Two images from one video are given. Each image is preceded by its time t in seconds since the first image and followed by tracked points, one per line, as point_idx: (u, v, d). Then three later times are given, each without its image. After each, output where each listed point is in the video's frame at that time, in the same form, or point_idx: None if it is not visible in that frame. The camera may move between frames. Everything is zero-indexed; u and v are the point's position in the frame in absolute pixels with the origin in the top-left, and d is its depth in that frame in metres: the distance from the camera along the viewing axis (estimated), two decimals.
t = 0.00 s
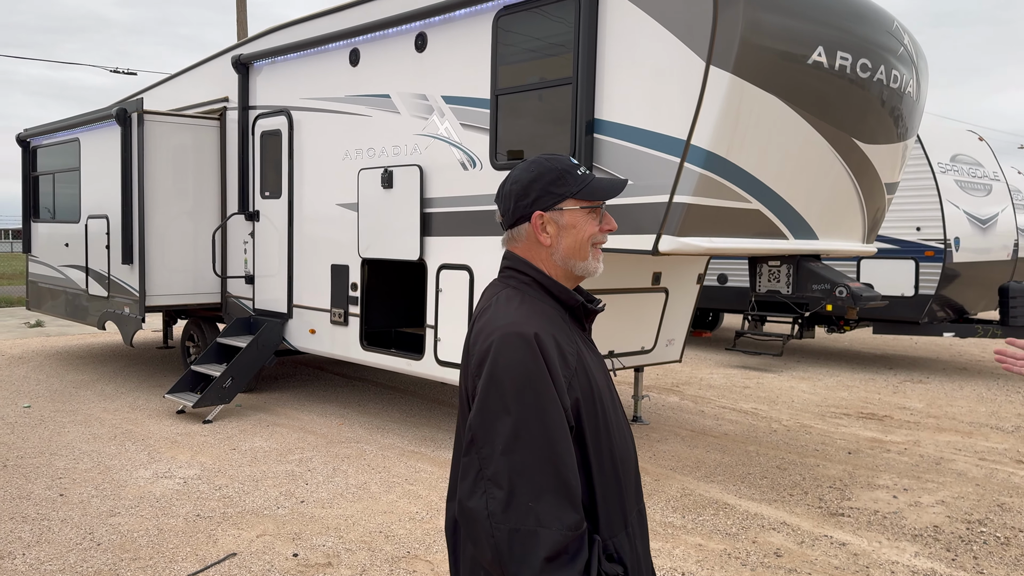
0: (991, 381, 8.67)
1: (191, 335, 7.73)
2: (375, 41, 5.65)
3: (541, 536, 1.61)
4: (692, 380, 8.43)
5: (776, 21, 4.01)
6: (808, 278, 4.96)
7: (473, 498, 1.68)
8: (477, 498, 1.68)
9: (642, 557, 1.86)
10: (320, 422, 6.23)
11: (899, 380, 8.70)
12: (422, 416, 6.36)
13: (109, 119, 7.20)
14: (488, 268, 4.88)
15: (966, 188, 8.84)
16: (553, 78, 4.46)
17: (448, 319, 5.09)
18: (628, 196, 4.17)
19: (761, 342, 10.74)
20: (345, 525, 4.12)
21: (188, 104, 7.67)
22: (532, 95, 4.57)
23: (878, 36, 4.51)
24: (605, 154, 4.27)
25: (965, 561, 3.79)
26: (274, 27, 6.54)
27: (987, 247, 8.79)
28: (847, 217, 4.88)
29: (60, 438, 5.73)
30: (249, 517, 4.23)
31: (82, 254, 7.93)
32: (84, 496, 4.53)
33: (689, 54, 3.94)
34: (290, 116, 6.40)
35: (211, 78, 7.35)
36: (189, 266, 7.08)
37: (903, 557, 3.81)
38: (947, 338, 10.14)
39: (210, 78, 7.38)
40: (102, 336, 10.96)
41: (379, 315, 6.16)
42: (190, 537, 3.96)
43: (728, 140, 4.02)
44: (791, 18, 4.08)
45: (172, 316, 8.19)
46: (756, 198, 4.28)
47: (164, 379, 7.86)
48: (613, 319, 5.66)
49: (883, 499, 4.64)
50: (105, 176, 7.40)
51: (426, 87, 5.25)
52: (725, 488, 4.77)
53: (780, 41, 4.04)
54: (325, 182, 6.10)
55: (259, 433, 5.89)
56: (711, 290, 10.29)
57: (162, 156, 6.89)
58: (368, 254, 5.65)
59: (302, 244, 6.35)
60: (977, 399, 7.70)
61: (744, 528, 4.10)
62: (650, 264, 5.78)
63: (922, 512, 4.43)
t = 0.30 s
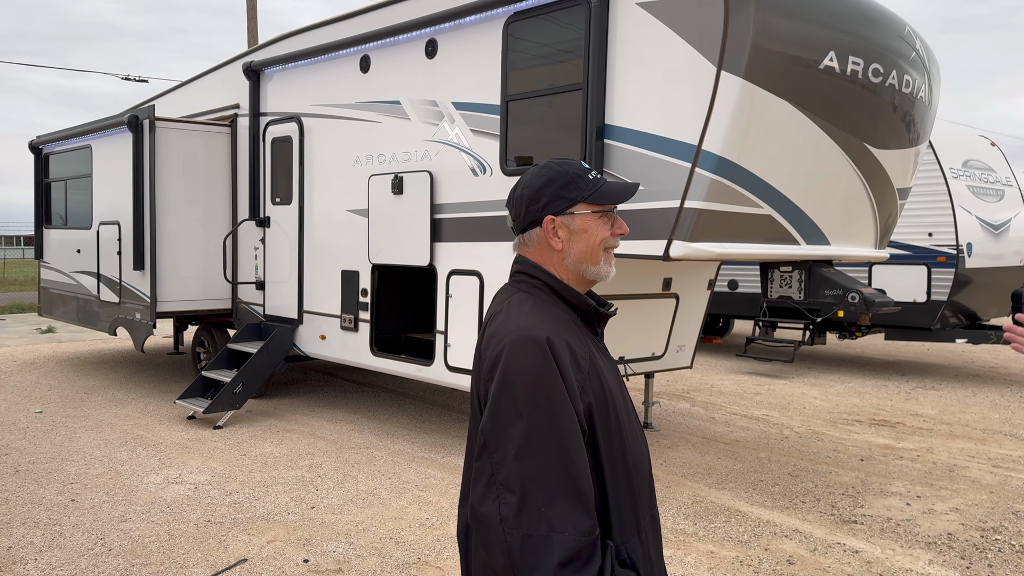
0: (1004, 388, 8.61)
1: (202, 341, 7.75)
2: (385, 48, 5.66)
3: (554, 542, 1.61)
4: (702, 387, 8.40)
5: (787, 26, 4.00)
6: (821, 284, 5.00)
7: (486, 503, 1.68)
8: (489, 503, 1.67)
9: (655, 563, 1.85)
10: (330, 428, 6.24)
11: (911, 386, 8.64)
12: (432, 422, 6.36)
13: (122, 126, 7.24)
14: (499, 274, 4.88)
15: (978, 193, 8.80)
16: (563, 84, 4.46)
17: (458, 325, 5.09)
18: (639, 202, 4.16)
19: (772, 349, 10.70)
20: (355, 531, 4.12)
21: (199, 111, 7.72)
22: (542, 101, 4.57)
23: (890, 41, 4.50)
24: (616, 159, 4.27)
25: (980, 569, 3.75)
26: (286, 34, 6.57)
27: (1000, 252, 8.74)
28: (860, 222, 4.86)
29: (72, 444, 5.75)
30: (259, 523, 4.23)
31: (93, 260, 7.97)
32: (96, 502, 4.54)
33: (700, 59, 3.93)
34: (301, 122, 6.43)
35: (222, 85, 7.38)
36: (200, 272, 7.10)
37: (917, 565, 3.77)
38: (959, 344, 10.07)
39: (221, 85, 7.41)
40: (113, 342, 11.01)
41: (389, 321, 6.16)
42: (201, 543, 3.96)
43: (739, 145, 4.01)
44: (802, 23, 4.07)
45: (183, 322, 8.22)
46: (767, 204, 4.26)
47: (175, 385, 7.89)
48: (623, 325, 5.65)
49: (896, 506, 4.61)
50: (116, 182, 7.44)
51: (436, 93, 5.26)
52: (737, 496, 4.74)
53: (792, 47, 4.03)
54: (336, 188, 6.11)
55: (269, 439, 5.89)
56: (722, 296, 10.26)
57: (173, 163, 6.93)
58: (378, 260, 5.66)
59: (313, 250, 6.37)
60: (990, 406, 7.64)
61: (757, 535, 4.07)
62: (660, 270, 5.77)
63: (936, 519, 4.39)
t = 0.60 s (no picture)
0: (1012, 393, 8.57)
1: (208, 345, 7.77)
2: (391, 53, 5.67)
3: (564, 548, 1.60)
4: (709, 391, 8.38)
5: (794, 30, 3.99)
6: (828, 288, 4.93)
7: (494, 509, 1.67)
8: (498, 509, 1.67)
9: (665, 569, 1.84)
10: (336, 432, 6.23)
11: (918, 391, 8.61)
12: (438, 427, 6.35)
13: (128, 131, 7.26)
14: (505, 278, 4.88)
15: (985, 197, 8.78)
16: (569, 89, 4.46)
17: (464, 330, 5.09)
18: (645, 206, 4.16)
19: (778, 353, 10.67)
20: (361, 536, 4.11)
21: (206, 116, 7.74)
22: (548, 105, 4.57)
23: (897, 45, 4.49)
24: (622, 164, 4.27)
25: None
26: (292, 39, 6.59)
27: (1007, 257, 8.71)
28: (866, 227, 4.84)
29: (78, 448, 5.76)
30: (266, 527, 4.23)
31: (100, 265, 7.99)
32: (102, 507, 4.55)
33: (706, 64, 3.93)
34: (307, 127, 6.44)
35: (229, 90, 7.41)
36: (206, 277, 7.11)
37: (925, 571, 3.75)
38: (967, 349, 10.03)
39: (227, 90, 7.44)
40: (120, 347, 11.04)
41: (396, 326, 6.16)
42: (207, 548, 3.96)
43: (746, 149, 4.00)
44: (809, 27, 4.07)
45: (189, 326, 8.23)
46: (774, 208, 4.25)
47: (181, 389, 7.90)
48: (629, 330, 5.64)
49: (904, 512, 4.58)
50: (123, 187, 7.46)
51: (442, 98, 5.26)
52: (744, 501, 4.73)
53: (798, 51, 4.03)
54: (342, 192, 6.12)
55: (275, 444, 5.90)
56: (728, 301, 10.24)
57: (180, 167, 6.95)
58: (384, 264, 5.66)
59: (318, 255, 6.38)
60: (998, 411, 7.60)
61: (764, 541, 4.05)
62: (667, 274, 5.76)
63: (944, 525, 4.37)
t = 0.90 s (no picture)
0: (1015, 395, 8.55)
1: (209, 347, 7.76)
2: (393, 55, 5.67)
3: (565, 552, 1.59)
4: (710, 394, 8.38)
5: (796, 32, 3.99)
6: (830, 290, 4.93)
7: (495, 513, 1.67)
8: (499, 513, 1.66)
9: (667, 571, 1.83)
10: (337, 435, 6.22)
11: (920, 393, 8.60)
12: (440, 429, 6.34)
13: (130, 134, 7.27)
14: (506, 280, 4.87)
15: (987, 200, 8.77)
16: (571, 90, 4.45)
17: (465, 332, 5.08)
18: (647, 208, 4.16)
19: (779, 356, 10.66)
20: (363, 539, 4.10)
21: (208, 118, 7.75)
22: (549, 107, 4.57)
23: (899, 47, 4.49)
24: (623, 165, 4.26)
25: None
26: (293, 41, 6.59)
27: (1009, 259, 8.70)
28: (868, 229, 4.83)
29: (79, 450, 5.76)
30: (266, 530, 4.22)
31: (101, 267, 7.99)
32: (103, 509, 4.54)
33: (708, 66, 3.93)
34: (309, 129, 6.44)
35: (230, 92, 7.41)
36: (207, 279, 7.11)
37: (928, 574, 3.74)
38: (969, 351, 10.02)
39: (229, 92, 7.44)
40: (121, 349, 11.04)
41: (397, 328, 6.15)
42: (208, 550, 3.95)
43: (748, 150, 3.99)
44: (811, 29, 4.07)
45: (191, 329, 8.23)
46: (776, 210, 4.25)
47: (183, 391, 7.90)
48: (631, 332, 5.63)
49: (906, 515, 4.57)
50: (125, 189, 7.47)
51: (443, 100, 5.26)
52: (746, 503, 4.71)
53: (801, 52, 4.02)
54: (343, 194, 6.12)
55: (276, 446, 5.89)
56: (729, 303, 10.24)
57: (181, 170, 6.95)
58: (386, 266, 5.65)
59: (320, 257, 6.37)
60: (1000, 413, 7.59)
61: (766, 544, 4.04)
62: (669, 276, 5.74)
63: (947, 527, 4.35)
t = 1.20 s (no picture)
0: (1011, 396, 8.57)
1: (207, 349, 7.76)
2: (390, 56, 5.68)
3: (562, 553, 1.60)
4: (707, 395, 8.39)
5: (792, 34, 4.00)
6: (826, 292, 4.92)
7: (493, 513, 1.67)
8: (497, 513, 1.67)
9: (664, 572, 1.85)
10: (334, 436, 6.23)
11: (917, 395, 8.61)
12: (437, 431, 6.35)
13: (128, 135, 7.26)
14: (503, 281, 4.88)
15: (983, 202, 8.79)
16: (569, 92, 4.46)
17: (463, 333, 5.08)
18: (644, 209, 4.17)
19: (776, 357, 10.69)
20: (360, 540, 4.10)
21: (205, 120, 7.75)
22: (547, 109, 4.58)
23: (896, 49, 4.50)
24: (621, 167, 4.27)
25: None
26: (291, 43, 6.60)
27: (1005, 261, 8.72)
28: (865, 230, 4.84)
29: (76, 452, 5.75)
30: (264, 531, 4.23)
31: (98, 268, 7.99)
32: (100, 510, 4.54)
33: (705, 68, 3.94)
34: (307, 131, 6.45)
35: (228, 94, 7.42)
36: (205, 280, 7.11)
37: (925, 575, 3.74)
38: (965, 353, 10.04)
39: (226, 94, 7.44)
40: (118, 351, 11.03)
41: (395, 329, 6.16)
42: (206, 551, 3.96)
43: (745, 152, 4.00)
44: (808, 31, 4.08)
45: (188, 330, 8.23)
46: (773, 212, 4.26)
47: (180, 393, 7.89)
48: (628, 333, 5.65)
49: (903, 516, 4.58)
50: (122, 191, 7.46)
51: (441, 101, 5.27)
52: (743, 504, 4.72)
53: (797, 55, 4.04)
54: (341, 196, 6.13)
55: (274, 447, 5.89)
56: (727, 304, 10.25)
57: (179, 171, 6.95)
58: (383, 267, 5.66)
59: (318, 258, 6.38)
60: (996, 414, 7.61)
61: (763, 545, 4.05)
62: (666, 277, 5.75)
63: (944, 529, 4.37)
